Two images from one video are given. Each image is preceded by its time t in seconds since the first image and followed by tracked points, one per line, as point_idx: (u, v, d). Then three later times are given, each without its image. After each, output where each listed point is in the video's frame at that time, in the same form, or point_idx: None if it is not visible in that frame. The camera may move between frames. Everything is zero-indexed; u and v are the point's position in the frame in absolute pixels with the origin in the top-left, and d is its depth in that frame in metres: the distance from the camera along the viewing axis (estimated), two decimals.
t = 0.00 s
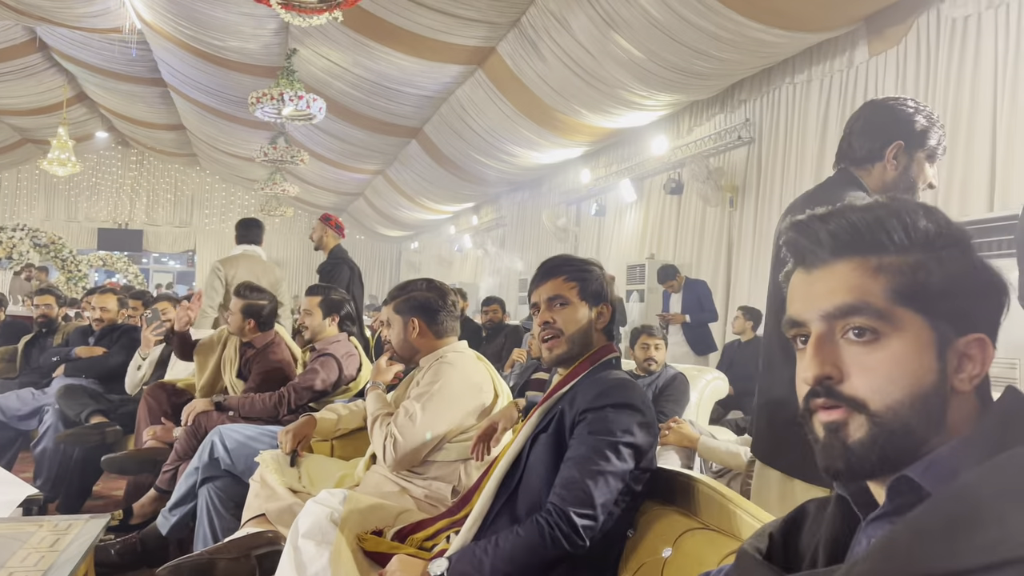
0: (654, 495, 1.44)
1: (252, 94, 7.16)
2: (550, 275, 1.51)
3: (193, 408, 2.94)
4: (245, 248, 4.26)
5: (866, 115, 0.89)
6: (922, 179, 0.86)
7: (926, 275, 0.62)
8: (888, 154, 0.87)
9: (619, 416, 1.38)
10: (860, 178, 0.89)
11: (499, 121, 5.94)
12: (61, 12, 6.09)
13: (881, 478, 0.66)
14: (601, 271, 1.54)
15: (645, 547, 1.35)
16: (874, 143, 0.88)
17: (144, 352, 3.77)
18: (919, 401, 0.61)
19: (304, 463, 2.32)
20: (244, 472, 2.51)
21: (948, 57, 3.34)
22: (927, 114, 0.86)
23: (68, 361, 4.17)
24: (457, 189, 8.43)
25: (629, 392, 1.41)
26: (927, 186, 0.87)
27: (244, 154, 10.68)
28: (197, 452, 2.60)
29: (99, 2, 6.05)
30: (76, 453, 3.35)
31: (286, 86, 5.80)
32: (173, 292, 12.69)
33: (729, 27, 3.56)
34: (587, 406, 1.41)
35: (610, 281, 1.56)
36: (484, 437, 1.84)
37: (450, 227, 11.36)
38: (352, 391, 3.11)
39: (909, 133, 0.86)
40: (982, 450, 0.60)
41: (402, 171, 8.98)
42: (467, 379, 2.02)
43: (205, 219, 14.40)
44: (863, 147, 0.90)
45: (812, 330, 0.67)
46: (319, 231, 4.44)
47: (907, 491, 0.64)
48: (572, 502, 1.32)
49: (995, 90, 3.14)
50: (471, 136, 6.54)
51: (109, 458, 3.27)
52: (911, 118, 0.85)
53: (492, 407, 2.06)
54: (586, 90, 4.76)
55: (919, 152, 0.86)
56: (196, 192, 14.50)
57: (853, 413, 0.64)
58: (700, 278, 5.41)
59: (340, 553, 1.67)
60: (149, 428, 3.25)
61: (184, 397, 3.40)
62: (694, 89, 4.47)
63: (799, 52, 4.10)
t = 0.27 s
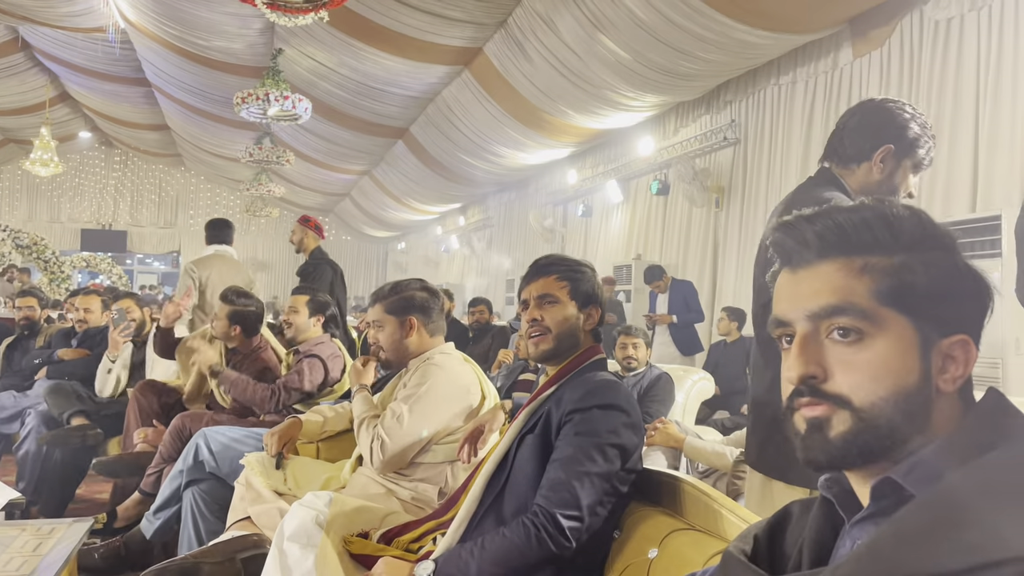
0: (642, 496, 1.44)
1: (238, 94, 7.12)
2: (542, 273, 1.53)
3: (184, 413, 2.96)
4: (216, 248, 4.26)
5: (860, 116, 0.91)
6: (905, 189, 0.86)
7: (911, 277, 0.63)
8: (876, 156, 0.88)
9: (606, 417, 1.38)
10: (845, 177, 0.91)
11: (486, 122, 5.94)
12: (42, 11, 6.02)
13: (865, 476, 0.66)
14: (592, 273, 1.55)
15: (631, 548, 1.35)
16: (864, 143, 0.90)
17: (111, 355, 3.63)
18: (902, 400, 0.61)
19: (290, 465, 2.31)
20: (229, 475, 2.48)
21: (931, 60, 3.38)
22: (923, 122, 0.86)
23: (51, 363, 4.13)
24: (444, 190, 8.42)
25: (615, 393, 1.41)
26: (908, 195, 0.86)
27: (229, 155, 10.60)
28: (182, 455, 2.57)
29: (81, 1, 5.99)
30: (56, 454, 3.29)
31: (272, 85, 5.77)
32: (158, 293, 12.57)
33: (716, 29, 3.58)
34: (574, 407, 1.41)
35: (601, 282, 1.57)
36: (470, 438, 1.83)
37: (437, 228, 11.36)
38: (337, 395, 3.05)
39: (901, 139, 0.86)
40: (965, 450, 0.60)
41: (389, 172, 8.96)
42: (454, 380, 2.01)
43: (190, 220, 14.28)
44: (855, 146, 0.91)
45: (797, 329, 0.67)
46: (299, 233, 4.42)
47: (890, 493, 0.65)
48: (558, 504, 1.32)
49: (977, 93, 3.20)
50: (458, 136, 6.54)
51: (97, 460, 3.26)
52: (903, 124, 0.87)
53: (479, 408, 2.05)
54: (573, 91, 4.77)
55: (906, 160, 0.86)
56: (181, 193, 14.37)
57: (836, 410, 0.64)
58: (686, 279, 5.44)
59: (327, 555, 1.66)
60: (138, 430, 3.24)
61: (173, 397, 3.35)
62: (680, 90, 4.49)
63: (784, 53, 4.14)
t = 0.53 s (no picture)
0: (632, 496, 1.44)
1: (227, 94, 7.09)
2: (536, 272, 1.53)
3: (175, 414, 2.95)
4: (198, 250, 4.27)
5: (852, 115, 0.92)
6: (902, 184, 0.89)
7: (899, 278, 0.63)
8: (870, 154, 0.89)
9: (598, 418, 1.38)
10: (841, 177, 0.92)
11: (476, 122, 5.94)
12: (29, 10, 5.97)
13: (853, 476, 0.66)
14: (586, 274, 1.56)
15: (621, 548, 1.35)
16: (856, 143, 0.91)
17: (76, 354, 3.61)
18: (889, 400, 0.61)
19: (280, 466, 2.30)
20: (219, 476, 2.47)
21: (920, 60, 3.40)
22: (911, 116, 0.88)
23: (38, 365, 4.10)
24: (435, 190, 8.41)
25: (607, 394, 1.41)
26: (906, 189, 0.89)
27: (219, 155, 10.55)
28: (172, 456, 2.56)
29: None
30: (45, 459, 3.25)
31: (261, 85, 5.74)
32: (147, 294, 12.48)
33: (705, 29, 3.60)
34: (566, 408, 1.41)
35: (596, 284, 1.58)
36: (462, 437, 1.82)
37: (428, 228, 11.35)
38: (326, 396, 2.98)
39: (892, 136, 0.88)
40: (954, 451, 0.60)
41: (380, 172, 8.94)
42: (446, 379, 2.01)
43: (179, 220, 14.19)
44: (844, 147, 0.92)
45: (786, 329, 0.67)
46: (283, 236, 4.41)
47: (879, 493, 0.65)
48: (550, 504, 1.32)
49: (965, 91, 3.21)
50: (448, 136, 6.53)
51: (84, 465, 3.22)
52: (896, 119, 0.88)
53: (470, 408, 2.05)
54: (562, 91, 4.77)
55: (901, 156, 0.88)
56: (170, 193, 14.28)
57: (822, 410, 0.64)
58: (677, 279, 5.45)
59: (318, 555, 1.66)
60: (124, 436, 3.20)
61: (157, 401, 3.35)
62: (671, 91, 4.51)
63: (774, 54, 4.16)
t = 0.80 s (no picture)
0: (628, 496, 1.44)
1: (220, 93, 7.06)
2: (540, 270, 1.52)
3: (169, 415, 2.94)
4: (186, 252, 4.30)
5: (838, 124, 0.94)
6: (902, 170, 0.86)
7: (891, 277, 0.63)
8: (857, 151, 0.90)
9: (595, 419, 1.38)
10: (838, 177, 0.92)
11: (470, 121, 5.93)
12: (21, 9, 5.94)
13: (846, 476, 0.67)
14: (591, 275, 1.55)
15: (616, 548, 1.35)
16: (850, 140, 0.91)
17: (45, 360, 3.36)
18: (880, 400, 0.62)
19: (274, 466, 2.29)
20: (213, 476, 2.46)
21: (912, 60, 3.41)
22: (905, 107, 0.88)
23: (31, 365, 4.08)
24: (429, 190, 8.41)
25: (605, 395, 1.41)
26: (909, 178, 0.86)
27: (212, 154, 10.50)
28: (165, 457, 2.55)
29: None
30: (41, 459, 3.28)
31: (254, 85, 5.72)
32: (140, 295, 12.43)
33: (699, 29, 3.60)
34: (563, 409, 1.41)
35: (598, 285, 1.57)
36: (456, 436, 1.83)
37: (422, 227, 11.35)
38: (319, 399, 2.94)
39: (884, 127, 0.88)
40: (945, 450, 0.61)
41: (373, 172, 8.93)
42: (440, 378, 2.00)
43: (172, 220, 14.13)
44: (842, 146, 0.93)
45: (778, 329, 0.68)
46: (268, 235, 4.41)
47: (872, 491, 0.66)
48: (545, 504, 1.32)
49: (956, 91, 3.22)
50: (442, 135, 6.52)
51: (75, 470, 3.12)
52: (879, 112, 0.89)
53: (464, 407, 2.04)
54: (557, 91, 4.77)
55: (897, 146, 0.87)
56: (163, 193, 14.22)
57: (815, 411, 0.65)
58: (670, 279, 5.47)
59: (312, 556, 1.66)
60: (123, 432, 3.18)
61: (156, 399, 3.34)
62: (664, 90, 4.51)
63: (768, 53, 4.18)
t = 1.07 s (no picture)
0: (624, 496, 1.44)
1: (216, 92, 7.04)
2: (536, 270, 1.52)
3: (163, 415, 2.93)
4: (178, 252, 4.28)
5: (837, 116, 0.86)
6: (906, 164, 0.77)
7: (887, 277, 0.63)
8: (852, 149, 0.81)
9: (591, 419, 1.38)
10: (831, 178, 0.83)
11: (466, 121, 5.93)
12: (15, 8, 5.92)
13: (843, 476, 0.67)
14: (586, 273, 1.55)
15: (612, 548, 1.34)
16: (847, 138, 0.82)
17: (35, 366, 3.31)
18: (877, 400, 0.62)
19: (270, 466, 2.29)
20: (209, 476, 2.45)
21: (908, 60, 3.42)
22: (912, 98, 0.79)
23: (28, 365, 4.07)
24: (425, 190, 8.41)
25: (601, 395, 1.41)
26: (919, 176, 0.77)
27: (208, 154, 10.47)
28: (162, 456, 2.54)
29: None
30: (32, 459, 3.23)
31: (250, 84, 5.71)
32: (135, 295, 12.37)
33: (695, 28, 3.60)
34: (560, 409, 1.40)
35: (595, 286, 1.57)
36: (454, 436, 1.83)
37: (418, 227, 11.35)
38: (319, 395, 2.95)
39: (882, 123, 0.79)
40: (944, 450, 0.61)
41: (370, 171, 8.92)
42: (435, 378, 2.00)
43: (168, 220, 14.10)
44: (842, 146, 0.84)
45: (774, 328, 0.68)
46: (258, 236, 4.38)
47: (868, 490, 0.66)
48: (543, 504, 1.32)
49: (952, 89, 3.22)
50: (439, 135, 6.51)
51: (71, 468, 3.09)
52: (876, 103, 0.80)
53: (458, 407, 2.04)
54: (553, 90, 4.77)
55: (894, 139, 0.78)
56: (159, 193, 14.18)
57: (814, 410, 0.65)
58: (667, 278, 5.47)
59: (309, 556, 1.66)
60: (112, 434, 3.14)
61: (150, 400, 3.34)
62: (660, 89, 4.51)
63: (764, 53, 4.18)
